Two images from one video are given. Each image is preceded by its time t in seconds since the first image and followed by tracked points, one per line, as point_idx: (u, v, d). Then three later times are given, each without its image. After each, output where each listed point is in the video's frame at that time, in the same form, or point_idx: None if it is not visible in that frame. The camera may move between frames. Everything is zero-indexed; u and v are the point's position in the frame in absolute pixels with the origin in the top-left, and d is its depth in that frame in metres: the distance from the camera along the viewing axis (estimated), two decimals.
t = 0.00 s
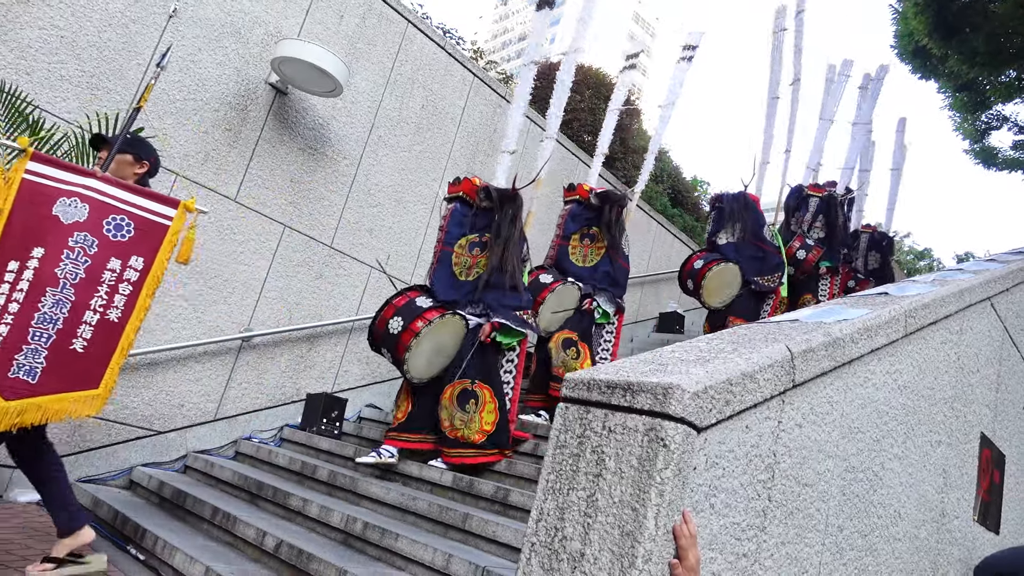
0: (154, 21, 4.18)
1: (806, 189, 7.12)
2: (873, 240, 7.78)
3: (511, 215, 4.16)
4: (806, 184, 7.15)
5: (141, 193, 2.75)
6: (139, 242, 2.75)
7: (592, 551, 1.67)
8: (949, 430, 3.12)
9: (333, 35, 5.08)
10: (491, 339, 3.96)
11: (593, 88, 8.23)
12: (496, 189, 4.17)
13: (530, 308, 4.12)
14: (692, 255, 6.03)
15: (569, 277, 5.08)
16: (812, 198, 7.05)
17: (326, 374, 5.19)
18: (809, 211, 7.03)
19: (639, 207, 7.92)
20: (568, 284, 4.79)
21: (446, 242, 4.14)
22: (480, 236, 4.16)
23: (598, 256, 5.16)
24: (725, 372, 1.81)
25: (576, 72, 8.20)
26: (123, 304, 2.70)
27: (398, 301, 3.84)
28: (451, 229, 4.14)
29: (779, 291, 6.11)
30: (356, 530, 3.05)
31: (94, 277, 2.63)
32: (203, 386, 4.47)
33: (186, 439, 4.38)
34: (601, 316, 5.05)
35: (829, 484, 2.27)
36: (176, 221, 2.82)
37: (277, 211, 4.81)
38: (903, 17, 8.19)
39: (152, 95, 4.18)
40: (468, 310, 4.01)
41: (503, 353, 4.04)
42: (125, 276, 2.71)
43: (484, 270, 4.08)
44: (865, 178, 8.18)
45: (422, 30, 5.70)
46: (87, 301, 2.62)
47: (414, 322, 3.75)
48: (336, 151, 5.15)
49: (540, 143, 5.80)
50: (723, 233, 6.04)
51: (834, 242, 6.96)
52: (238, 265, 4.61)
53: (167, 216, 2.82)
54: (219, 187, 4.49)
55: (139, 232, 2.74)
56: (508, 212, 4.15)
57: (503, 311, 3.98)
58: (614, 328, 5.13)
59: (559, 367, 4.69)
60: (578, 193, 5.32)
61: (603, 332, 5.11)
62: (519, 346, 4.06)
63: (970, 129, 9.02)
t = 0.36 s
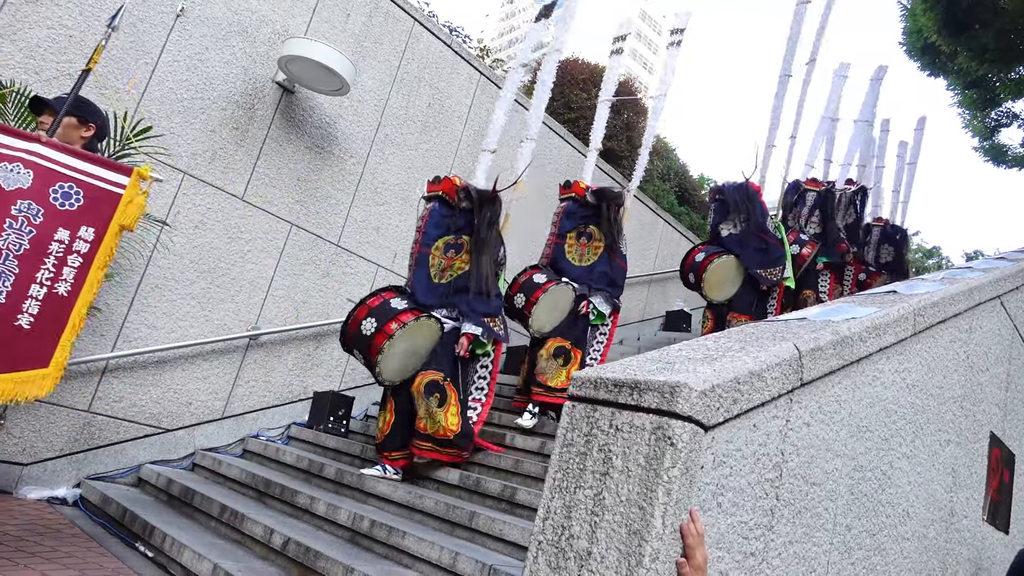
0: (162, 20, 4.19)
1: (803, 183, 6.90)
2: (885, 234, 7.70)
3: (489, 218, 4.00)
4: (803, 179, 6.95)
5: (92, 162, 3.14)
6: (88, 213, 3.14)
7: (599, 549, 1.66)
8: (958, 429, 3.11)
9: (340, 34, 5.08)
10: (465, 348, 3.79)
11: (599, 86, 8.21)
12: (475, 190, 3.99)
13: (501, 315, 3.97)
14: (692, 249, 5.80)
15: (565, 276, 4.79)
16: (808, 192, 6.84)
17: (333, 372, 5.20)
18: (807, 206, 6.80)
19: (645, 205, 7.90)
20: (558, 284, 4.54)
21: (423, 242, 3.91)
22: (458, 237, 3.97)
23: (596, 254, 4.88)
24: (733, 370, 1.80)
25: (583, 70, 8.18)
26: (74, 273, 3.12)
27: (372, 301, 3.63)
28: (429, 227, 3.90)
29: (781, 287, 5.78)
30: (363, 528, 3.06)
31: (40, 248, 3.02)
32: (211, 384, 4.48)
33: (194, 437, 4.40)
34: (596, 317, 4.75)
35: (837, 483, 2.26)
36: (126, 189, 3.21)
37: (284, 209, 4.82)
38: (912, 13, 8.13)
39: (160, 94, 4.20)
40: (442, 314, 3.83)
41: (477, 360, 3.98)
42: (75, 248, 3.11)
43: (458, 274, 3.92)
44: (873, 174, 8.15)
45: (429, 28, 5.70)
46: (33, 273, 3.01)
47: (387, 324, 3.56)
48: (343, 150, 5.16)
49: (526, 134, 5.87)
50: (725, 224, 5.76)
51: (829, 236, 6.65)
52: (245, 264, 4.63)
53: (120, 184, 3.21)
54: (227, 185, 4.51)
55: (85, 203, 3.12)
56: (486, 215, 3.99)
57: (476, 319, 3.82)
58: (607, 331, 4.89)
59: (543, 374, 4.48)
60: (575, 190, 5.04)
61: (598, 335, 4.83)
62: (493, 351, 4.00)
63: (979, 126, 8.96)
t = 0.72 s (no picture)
0: (170, 20, 4.21)
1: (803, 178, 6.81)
2: (897, 228, 7.71)
3: (487, 220, 3.80)
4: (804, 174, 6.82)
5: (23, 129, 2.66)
6: (22, 184, 2.65)
7: (607, 546, 1.66)
8: (969, 425, 3.09)
9: (347, 33, 5.09)
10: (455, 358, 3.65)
11: (606, 83, 8.20)
12: (473, 190, 3.82)
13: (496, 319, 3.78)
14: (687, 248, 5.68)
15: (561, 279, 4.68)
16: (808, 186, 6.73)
17: (342, 370, 5.22)
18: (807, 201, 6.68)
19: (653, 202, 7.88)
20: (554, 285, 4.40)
21: (415, 247, 3.84)
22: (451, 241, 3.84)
23: (593, 256, 4.77)
24: (741, 367, 1.80)
25: (589, 67, 8.15)
26: (8, 248, 2.61)
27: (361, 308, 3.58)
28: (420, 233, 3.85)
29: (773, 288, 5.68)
30: (372, 525, 3.07)
31: None
32: (221, 382, 4.51)
33: (204, 434, 4.42)
34: (592, 321, 4.69)
35: (847, 480, 2.25)
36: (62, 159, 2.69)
37: (292, 208, 4.84)
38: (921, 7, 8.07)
39: (168, 93, 4.22)
40: (433, 318, 3.72)
41: (464, 365, 3.78)
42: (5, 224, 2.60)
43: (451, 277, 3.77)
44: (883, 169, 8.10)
45: (435, 26, 5.70)
46: None
47: (376, 332, 3.49)
48: (350, 148, 5.17)
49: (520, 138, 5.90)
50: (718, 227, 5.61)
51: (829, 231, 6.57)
52: (254, 262, 4.65)
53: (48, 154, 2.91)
54: (235, 185, 4.52)
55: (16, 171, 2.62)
56: (484, 216, 3.79)
57: (467, 324, 3.65)
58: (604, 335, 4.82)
59: (543, 389, 4.36)
60: (572, 190, 4.93)
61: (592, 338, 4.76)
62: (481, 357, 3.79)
63: (990, 121, 8.89)
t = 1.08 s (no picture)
0: (197, 26, 4.27)
1: (825, 184, 6.63)
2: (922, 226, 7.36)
3: (505, 226, 3.75)
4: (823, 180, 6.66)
5: None
6: None
7: (631, 549, 1.66)
8: (1002, 430, 3.02)
9: (371, 37, 5.13)
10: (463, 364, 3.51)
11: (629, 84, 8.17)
12: (492, 197, 3.69)
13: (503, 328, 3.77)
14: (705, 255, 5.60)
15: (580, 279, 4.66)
16: (831, 192, 6.57)
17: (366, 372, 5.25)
18: (829, 206, 6.53)
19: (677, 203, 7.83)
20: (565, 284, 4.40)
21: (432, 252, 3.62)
22: (467, 246, 3.69)
23: (611, 255, 4.73)
24: (766, 370, 1.78)
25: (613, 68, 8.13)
26: None
27: (372, 313, 3.39)
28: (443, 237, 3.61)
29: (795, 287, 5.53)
30: (396, 526, 3.08)
31: None
32: (247, 383, 4.56)
33: (231, 435, 4.48)
34: (605, 318, 4.54)
35: (876, 485, 2.21)
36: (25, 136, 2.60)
37: (317, 211, 4.88)
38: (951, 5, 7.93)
39: (196, 98, 4.29)
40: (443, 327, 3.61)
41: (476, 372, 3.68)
42: None
43: (463, 285, 3.64)
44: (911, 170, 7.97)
45: (458, 29, 5.73)
46: None
47: (387, 339, 3.31)
48: (374, 151, 5.21)
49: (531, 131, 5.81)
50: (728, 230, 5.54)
51: (856, 238, 6.35)
52: (280, 265, 4.70)
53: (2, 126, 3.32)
54: (261, 188, 4.58)
55: None
56: (503, 222, 3.74)
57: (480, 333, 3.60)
58: (622, 336, 4.73)
59: (562, 392, 4.37)
60: (587, 188, 4.91)
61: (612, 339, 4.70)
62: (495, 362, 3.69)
63: None
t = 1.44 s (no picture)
0: (247, 36, 4.39)
1: (871, 180, 6.46)
2: (969, 223, 7.06)
3: (535, 224, 3.73)
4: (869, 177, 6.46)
5: None
6: None
7: (674, 554, 1.64)
8: None
9: (415, 43, 5.20)
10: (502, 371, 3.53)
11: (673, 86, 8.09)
12: (517, 194, 3.66)
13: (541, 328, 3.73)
14: (751, 265, 5.46)
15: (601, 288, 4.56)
16: (878, 188, 6.38)
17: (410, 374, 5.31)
18: (875, 203, 6.34)
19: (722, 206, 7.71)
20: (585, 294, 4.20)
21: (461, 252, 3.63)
22: (496, 245, 3.68)
23: (634, 265, 4.65)
24: (815, 375, 1.74)
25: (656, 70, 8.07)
26: None
27: (399, 317, 3.41)
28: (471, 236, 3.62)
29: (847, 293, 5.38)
30: (439, 527, 3.11)
31: None
32: (294, 384, 4.66)
33: (278, 435, 4.58)
34: (635, 333, 4.52)
35: (930, 494, 2.14)
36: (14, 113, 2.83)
37: (362, 215, 4.97)
38: None
39: (246, 106, 4.41)
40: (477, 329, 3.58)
41: (508, 374, 3.73)
42: None
43: (495, 285, 3.62)
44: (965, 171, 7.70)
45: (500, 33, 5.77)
46: None
47: (416, 343, 3.32)
48: (418, 156, 5.27)
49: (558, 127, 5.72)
50: (771, 240, 5.43)
51: (905, 234, 6.14)
52: (326, 268, 4.79)
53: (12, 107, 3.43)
54: (308, 193, 4.68)
55: None
56: (531, 222, 3.71)
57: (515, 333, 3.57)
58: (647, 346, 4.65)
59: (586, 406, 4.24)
60: (613, 195, 4.77)
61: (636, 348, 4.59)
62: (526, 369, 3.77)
63: None
